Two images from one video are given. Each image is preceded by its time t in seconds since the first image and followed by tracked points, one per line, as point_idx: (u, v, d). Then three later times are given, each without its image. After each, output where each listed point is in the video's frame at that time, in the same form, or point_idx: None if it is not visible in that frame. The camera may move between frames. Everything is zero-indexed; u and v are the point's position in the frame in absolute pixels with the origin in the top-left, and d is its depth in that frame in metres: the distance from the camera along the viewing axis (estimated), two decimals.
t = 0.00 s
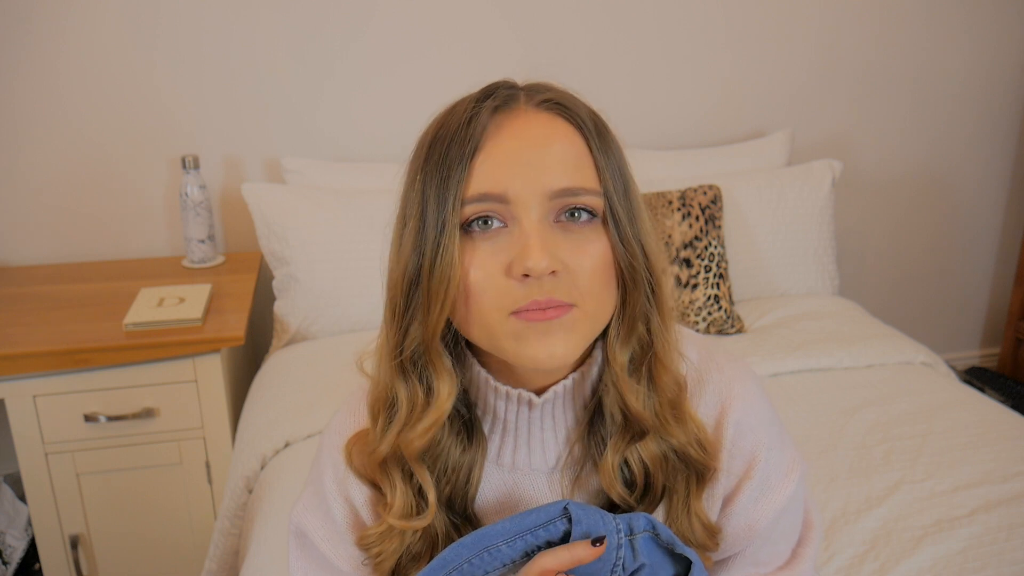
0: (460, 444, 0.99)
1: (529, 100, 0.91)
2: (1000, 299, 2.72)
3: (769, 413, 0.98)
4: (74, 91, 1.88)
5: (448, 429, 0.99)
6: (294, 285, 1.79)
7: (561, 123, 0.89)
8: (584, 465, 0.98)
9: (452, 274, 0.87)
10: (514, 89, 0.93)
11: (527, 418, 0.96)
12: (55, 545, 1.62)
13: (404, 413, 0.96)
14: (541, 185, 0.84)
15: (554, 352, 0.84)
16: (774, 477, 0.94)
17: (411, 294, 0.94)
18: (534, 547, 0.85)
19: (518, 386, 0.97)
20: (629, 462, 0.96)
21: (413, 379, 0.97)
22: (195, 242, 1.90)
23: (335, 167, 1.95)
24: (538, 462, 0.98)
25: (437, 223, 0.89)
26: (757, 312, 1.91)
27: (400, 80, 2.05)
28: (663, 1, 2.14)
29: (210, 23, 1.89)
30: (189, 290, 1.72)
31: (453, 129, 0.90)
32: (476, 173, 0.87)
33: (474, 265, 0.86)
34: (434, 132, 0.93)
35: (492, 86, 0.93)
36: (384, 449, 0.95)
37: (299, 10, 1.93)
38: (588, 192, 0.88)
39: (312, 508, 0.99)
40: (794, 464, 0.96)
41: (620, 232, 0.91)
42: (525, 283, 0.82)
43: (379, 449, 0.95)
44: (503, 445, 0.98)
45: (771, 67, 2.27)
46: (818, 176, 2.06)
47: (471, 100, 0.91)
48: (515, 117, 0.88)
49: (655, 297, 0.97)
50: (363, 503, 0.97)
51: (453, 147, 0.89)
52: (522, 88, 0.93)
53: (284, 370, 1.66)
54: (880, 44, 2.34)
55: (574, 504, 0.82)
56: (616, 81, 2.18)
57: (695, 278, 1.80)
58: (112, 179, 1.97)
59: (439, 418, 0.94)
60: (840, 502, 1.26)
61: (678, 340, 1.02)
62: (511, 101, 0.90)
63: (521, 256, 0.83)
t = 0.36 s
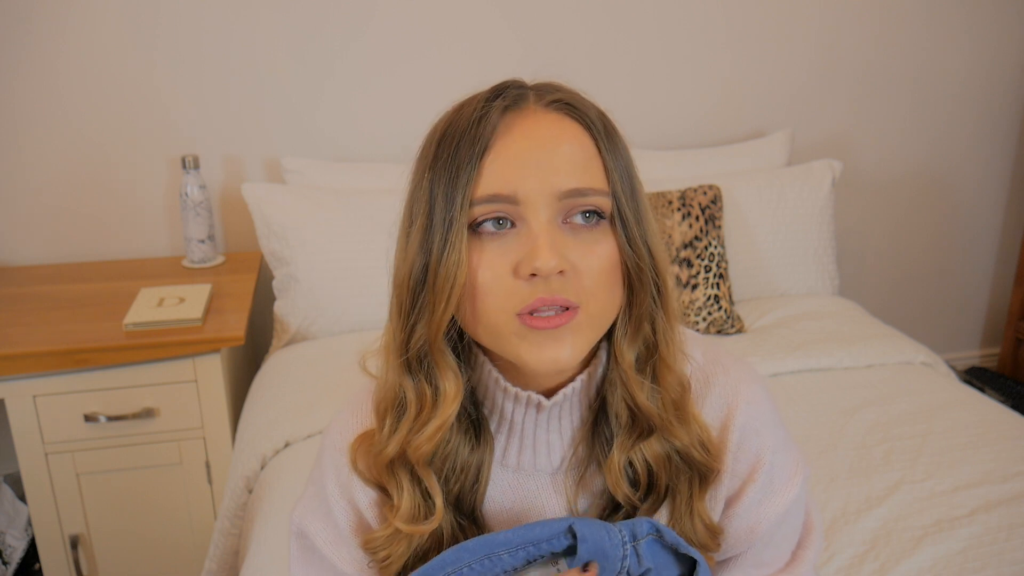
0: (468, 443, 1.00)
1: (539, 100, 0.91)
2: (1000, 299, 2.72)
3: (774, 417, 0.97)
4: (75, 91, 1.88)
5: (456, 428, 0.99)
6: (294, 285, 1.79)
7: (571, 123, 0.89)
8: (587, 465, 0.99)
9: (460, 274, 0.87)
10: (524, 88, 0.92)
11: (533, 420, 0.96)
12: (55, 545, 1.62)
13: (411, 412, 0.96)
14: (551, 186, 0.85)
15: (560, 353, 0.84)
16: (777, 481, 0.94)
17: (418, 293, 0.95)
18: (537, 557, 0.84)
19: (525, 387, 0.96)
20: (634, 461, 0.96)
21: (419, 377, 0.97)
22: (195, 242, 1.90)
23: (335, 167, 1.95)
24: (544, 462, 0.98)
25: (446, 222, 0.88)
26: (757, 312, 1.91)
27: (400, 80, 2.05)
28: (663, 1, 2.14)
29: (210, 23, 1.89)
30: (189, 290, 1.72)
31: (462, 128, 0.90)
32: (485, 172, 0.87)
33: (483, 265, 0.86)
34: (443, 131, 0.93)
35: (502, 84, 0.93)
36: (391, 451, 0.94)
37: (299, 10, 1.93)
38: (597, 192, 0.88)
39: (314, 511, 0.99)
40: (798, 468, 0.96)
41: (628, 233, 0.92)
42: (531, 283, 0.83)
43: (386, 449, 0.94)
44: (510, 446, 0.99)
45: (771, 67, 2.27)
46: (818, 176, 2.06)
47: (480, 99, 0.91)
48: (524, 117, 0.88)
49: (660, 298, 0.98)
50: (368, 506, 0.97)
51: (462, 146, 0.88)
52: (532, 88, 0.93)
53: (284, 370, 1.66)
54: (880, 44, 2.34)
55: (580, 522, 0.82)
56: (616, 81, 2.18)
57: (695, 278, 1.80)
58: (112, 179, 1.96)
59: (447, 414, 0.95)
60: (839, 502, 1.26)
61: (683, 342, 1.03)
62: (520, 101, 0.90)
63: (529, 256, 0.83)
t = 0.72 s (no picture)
0: (476, 439, 0.96)
1: (564, 86, 0.91)
2: (1000, 300, 2.72)
3: (791, 427, 0.97)
4: (75, 91, 1.88)
5: (462, 419, 0.97)
6: (295, 285, 1.79)
7: (596, 110, 0.89)
8: (604, 468, 0.95)
9: (474, 249, 0.86)
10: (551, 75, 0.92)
11: (547, 418, 0.93)
12: (54, 545, 1.62)
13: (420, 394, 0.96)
14: (570, 164, 0.84)
15: (570, 332, 0.81)
16: (793, 491, 0.94)
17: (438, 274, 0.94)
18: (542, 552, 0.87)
19: (538, 383, 0.95)
20: (648, 465, 0.93)
21: (432, 361, 0.96)
22: (195, 242, 1.90)
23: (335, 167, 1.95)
24: (556, 462, 0.95)
25: (466, 199, 0.89)
26: (757, 313, 1.91)
27: (400, 80, 2.05)
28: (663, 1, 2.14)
29: (210, 23, 1.89)
30: (189, 290, 1.72)
31: (488, 108, 0.90)
32: (507, 148, 0.86)
33: (498, 240, 0.85)
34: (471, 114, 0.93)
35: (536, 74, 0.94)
36: (396, 431, 0.94)
37: (299, 10, 1.93)
38: (617, 175, 0.87)
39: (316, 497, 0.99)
40: (813, 479, 0.96)
41: (648, 231, 0.90)
42: (545, 256, 0.82)
43: (389, 432, 0.94)
44: (522, 445, 0.95)
45: (771, 67, 2.27)
46: (818, 176, 2.06)
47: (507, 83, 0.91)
48: (550, 100, 0.88)
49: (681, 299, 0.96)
50: (365, 495, 0.96)
51: (486, 124, 0.89)
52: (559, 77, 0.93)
53: (284, 370, 1.66)
54: (880, 45, 2.34)
55: (571, 501, 0.86)
56: (616, 81, 2.18)
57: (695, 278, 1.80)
58: (112, 179, 1.96)
59: (458, 391, 0.93)
60: (839, 502, 1.26)
61: (706, 348, 1.01)
62: (548, 85, 0.90)
63: (542, 229, 0.82)
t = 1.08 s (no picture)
0: (488, 425, 0.97)
1: (578, 82, 0.91)
2: (999, 299, 2.72)
3: (803, 433, 0.97)
4: (74, 92, 1.88)
5: (474, 403, 0.97)
6: (295, 285, 1.79)
7: (608, 105, 0.89)
8: (613, 461, 0.95)
9: (483, 240, 0.88)
10: (569, 72, 0.92)
11: (559, 408, 0.94)
12: (54, 545, 1.62)
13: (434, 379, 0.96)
14: (576, 158, 0.84)
15: (569, 325, 0.81)
16: (801, 495, 0.95)
17: (450, 264, 0.95)
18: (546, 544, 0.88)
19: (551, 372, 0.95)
20: (656, 462, 0.94)
21: (446, 347, 0.97)
22: (195, 242, 1.90)
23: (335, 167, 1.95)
24: (566, 454, 0.95)
25: (478, 190, 0.90)
26: (757, 313, 1.91)
27: (400, 80, 2.05)
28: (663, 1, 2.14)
29: (209, 24, 1.89)
30: (189, 290, 1.72)
31: (502, 104, 0.91)
32: (517, 141, 0.87)
33: (504, 233, 0.86)
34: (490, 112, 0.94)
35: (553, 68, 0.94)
36: (408, 415, 0.94)
37: (298, 10, 1.93)
38: (626, 171, 0.86)
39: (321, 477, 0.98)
40: (821, 485, 0.96)
41: (658, 227, 0.88)
42: (547, 250, 0.81)
43: (401, 417, 0.94)
44: (532, 434, 0.96)
45: (770, 67, 2.27)
46: (818, 176, 2.06)
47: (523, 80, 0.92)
48: (563, 94, 0.89)
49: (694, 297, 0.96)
50: (374, 474, 0.96)
51: (499, 120, 0.90)
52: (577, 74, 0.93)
53: (284, 370, 1.66)
54: (879, 45, 2.34)
55: (580, 492, 0.87)
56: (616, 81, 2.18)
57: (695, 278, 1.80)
58: (112, 179, 1.96)
59: (467, 378, 0.94)
60: (839, 502, 1.26)
61: (721, 348, 1.00)
62: (563, 80, 0.90)
63: (545, 224, 0.82)
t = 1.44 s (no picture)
0: (500, 428, 0.97)
1: (579, 103, 0.89)
2: (999, 299, 2.72)
3: (806, 430, 0.98)
4: (74, 91, 1.88)
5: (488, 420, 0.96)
6: (295, 285, 1.79)
7: (610, 128, 0.87)
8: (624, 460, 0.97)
9: (493, 273, 0.87)
10: (567, 92, 0.92)
11: (571, 409, 0.95)
12: (54, 545, 1.62)
13: (445, 405, 0.95)
14: (581, 190, 0.83)
15: (586, 360, 0.83)
16: (806, 491, 0.95)
17: (457, 290, 0.95)
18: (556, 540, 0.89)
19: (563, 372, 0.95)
20: (667, 465, 0.95)
21: (457, 372, 0.96)
22: (195, 242, 1.90)
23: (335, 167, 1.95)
24: (578, 453, 0.96)
25: (483, 222, 0.89)
26: (757, 313, 1.91)
27: (399, 80, 2.05)
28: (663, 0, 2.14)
29: (209, 23, 1.89)
30: (189, 291, 1.72)
31: (502, 132, 0.90)
32: (522, 171, 0.86)
33: (514, 265, 0.86)
34: (489, 137, 0.93)
35: (549, 88, 0.93)
36: (420, 440, 0.93)
37: (298, 9, 1.93)
38: (634, 196, 0.85)
39: (331, 484, 0.96)
40: (824, 481, 0.97)
41: (667, 244, 0.88)
42: (558, 286, 0.82)
43: (414, 438, 0.93)
44: (544, 436, 0.97)
45: (770, 67, 2.27)
46: (818, 176, 2.07)
47: (522, 104, 0.91)
48: (562, 120, 0.88)
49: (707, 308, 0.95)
50: (386, 486, 0.95)
51: (501, 149, 0.89)
52: (576, 92, 0.92)
53: (285, 370, 1.66)
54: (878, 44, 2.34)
55: (589, 487, 0.89)
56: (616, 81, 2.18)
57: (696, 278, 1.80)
58: (112, 179, 1.96)
59: (480, 409, 0.93)
60: (839, 502, 1.26)
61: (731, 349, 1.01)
62: (561, 104, 0.89)
63: (555, 259, 0.82)
